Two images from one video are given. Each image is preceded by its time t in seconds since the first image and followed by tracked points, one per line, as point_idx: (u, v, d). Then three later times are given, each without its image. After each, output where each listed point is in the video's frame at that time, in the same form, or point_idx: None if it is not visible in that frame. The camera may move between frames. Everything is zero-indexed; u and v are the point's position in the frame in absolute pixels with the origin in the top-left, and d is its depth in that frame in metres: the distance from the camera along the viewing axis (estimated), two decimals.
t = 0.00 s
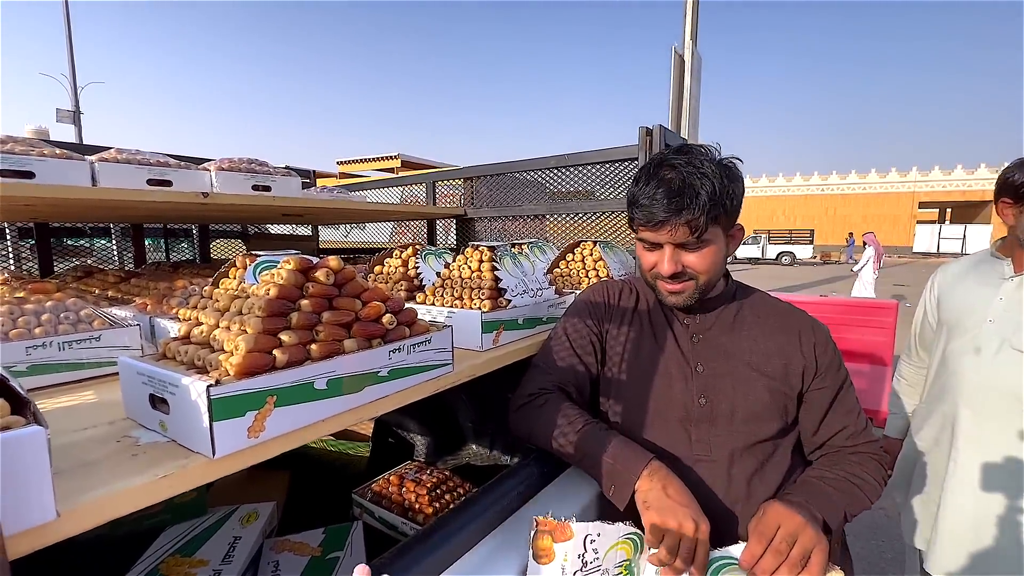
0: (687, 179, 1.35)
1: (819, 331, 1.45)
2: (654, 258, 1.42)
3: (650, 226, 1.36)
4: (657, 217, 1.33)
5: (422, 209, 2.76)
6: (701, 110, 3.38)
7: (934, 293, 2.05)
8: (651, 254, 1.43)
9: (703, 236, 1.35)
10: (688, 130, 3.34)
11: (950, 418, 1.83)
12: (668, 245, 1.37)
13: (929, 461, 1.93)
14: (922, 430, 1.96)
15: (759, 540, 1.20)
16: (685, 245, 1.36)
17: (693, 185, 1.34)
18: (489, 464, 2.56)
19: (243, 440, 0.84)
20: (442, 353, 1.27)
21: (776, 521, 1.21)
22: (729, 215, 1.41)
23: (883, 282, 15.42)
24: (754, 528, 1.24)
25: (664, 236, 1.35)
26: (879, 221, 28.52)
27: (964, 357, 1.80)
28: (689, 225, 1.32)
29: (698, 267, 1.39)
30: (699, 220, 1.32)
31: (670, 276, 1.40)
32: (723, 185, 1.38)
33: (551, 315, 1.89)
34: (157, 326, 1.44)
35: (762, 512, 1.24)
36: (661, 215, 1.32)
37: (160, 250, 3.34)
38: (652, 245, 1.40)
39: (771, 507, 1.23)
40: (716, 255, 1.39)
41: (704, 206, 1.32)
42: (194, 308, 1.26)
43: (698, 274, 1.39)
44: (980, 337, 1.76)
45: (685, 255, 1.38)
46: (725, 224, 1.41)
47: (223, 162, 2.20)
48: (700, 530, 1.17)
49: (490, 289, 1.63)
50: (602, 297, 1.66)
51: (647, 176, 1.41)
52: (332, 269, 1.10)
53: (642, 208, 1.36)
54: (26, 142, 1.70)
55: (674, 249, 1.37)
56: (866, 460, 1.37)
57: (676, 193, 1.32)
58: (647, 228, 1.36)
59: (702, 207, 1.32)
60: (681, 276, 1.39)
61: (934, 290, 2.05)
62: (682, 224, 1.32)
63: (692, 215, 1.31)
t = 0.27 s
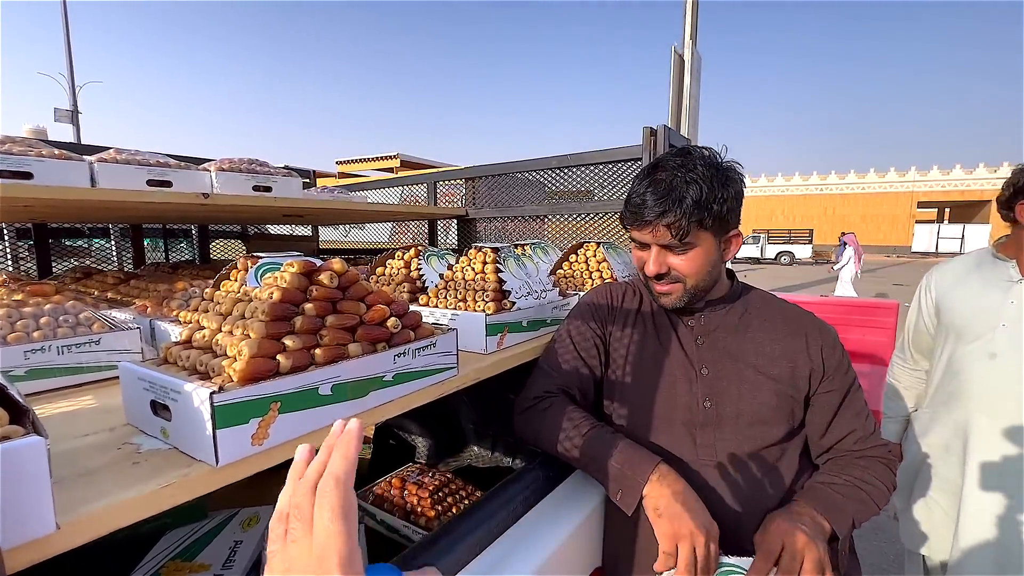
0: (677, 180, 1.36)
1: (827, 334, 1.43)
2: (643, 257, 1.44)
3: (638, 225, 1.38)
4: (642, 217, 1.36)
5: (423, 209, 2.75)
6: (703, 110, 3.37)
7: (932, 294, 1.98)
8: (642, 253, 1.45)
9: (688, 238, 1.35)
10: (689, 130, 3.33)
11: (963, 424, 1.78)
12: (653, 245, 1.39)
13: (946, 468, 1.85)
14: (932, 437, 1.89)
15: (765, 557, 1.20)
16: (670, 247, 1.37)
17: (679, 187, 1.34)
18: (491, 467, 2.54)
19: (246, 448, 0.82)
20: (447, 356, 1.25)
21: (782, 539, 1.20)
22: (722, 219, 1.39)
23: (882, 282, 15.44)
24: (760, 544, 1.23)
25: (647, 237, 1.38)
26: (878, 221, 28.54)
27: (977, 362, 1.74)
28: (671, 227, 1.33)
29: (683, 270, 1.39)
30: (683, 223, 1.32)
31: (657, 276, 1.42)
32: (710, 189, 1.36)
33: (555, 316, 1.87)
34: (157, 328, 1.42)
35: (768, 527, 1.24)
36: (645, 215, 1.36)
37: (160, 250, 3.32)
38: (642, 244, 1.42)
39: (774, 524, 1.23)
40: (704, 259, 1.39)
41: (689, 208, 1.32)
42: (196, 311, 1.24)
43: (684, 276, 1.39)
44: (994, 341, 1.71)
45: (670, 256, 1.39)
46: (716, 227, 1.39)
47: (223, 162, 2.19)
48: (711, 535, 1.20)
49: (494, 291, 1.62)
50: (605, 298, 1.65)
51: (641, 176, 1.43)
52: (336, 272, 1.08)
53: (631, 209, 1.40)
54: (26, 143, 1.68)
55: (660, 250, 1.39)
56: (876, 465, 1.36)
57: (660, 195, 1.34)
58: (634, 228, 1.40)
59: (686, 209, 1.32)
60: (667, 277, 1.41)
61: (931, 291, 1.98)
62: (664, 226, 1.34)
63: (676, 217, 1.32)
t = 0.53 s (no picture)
0: (676, 174, 1.32)
1: (836, 332, 1.40)
2: (641, 252, 1.41)
3: (636, 219, 1.35)
4: (641, 212, 1.32)
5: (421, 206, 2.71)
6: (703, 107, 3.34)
7: (931, 295, 1.92)
8: (640, 249, 1.41)
9: (687, 234, 1.31)
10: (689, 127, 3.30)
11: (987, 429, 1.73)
12: (652, 241, 1.35)
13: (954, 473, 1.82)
14: (943, 443, 1.84)
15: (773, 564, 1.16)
16: (669, 242, 1.33)
17: (678, 181, 1.30)
18: (489, 467, 2.51)
19: (235, 450, 0.78)
20: (447, 354, 1.21)
21: (789, 546, 1.16)
22: (723, 214, 1.35)
23: (881, 281, 15.44)
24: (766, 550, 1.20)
25: (645, 231, 1.34)
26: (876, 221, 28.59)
27: (998, 365, 1.70)
28: (669, 222, 1.28)
29: (682, 267, 1.34)
30: (682, 217, 1.28)
31: (655, 272, 1.38)
32: (711, 183, 1.31)
33: (556, 314, 1.83)
34: (146, 325, 1.37)
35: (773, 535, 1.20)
36: (643, 209, 1.32)
37: (154, 247, 3.27)
38: (641, 239, 1.38)
39: (781, 530, 1.20)
40: (704, 256, 1.34)
41: (688, 202, 1.28)
42: (185, 308, 1.20)
43: (683, 272, 1.35)
44: (1012, 342, 1.68)
45: (669, 252, 1.35)
46: (718, 222, 1.34)
47: (217, 156, 2.14)
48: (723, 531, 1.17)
49: (494, 288, 1.58)
50: (607, 296, 1.61)
51: (642, 170, 1.39)
52: (331, 266, 1.04)
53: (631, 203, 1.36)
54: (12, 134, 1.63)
55: (658, 245, 1.35)
56: (886, 467, 1.32)
57: (659, 189, 1.30)
58: (633, 222, 1.36)
59: (685, 203, 1.27)
60: (665, 273, 1.37)
61: (929, 292, 1.93)
62: (662, 220, 1.30)
63: (674, 211, 1.28)
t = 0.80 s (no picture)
0: (683, 162, 1.28)
1: (846, 328, 1.36)
2: (643, 242, 1.37)
3: (640, 207, 1.31)
4: (645, 200, 1.29)
5: (418, 201, 2.66)
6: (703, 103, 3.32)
7: (935, 295, 1.88)
8: (643, 239, 1.37)
9: (691, 224, 1.27)
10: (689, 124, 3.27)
11: (999, 429, 1.72)
12: (655, 230, 1.31)
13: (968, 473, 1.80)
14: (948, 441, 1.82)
15: (767, 563, 1.11)
16: (672, 232, 1.29)
17: (685, 169, 1.26)
18: (487, 466, 2.47)
19: (222, 448, 0.73)
20: (446, 349, 1.17)
21: (787, 546, 1.13)
22: (730, 206, 1.31)
23: (877, 282, 15.49)
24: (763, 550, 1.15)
25: (648, 220, 1.30)
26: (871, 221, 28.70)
27: (1011, 367, 1.68)
28: (673, 210, 1.25)
29: (685, 258, 1.30)
30: (686, 206, 1.24)
31: (656, 263, 1.34)
32: (719, 173, 1.28)
33: (557, 310, 1.79)
34: (133, 318, 1.32)
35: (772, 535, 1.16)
36: (647, 197, 1.28)
37: (146, 242, 3.21)
38: (644, 229, 1.34)
39: (780, 530, 1.16)
40: (708, 248, 1.30)
41: (693, 191, 1.24)
42: (173, 300, 1.15)
43: (685, 265, 1.31)
44: None
45: (671, 242, 1.31)
46: (724, 214, 1.30)
47: (210, 148, 2.09)
48: (732, 527, 1.14)
49: (494, 282, 1.54)
50: (609, 290, 1.57)
51: (649, 158, 1.36)
52: (326, 256, 0.99)
53: (636, 191, 1.32)
54: None
55: (661, 235, 1.31)
56: (897, 467, 1.29)
57: (664, 176, 1.26)
58: (637, 211, 1.33)
59: (690, 192, 1.24)
60: (667, 264, 1.33)
61: (932, 292, 1.88)
62: (666, 209, 1.26)
63: (678, 200, 1.24)
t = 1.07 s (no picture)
0: (692, 157, 1.27)
1: (852, 327, 1.36)
2: (649, 238, 1.36)
3: (647, 202, 1.30)
4: (653, 195, 1.28)
5: (418, 198, 2.64)
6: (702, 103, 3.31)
7: (936, 295, 1.87)
8: (648, 235, 1.36)
9: (699, 220, 1.26)
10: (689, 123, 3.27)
11: (1002, 430, 1.72)
12: (661, 226, 1.30)
13: (971, 472, 1.80)
14: (951, 441, 1.82)
15: (773, 565, 1.10)
16: (679, 229, 1.28)
17: (694, 165, 1.25)
18: (487, 465, 2.45)
19: (227, 446, 0.71)
20: (452, 346, 1.16)
21: (793, 547, 1.12)
22: (737, 203, 1.30)
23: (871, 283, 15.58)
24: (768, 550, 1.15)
25: (655, 216, 1.29)
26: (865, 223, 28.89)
27: (1014, 368, 1.68)
28: (681, 206, 1.23)
29: (692, 255, 1.29)
30: (694, 202, 1.23)
31: (662, 260, 1.33)
32: (728, 170, 1.27)
33: (560, 308, 1.78)
34: (131, 314, 1.30)
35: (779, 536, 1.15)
36: (655, 192, 1.27)
37: (141, 239, 3.17)
38: (651, 225, 1.33)
39: (786, 532, 1.15)
40: (715, 245, 1.29)
41: (701, 187, 1.23)
42: (173, 296, 1.12)
43: (691, 261, 1.29)
44: None
45: (678, 239, 1.29)
46: (732, 211, 1.29)
47: (208, 142, 2.06)
48: (739, 527, 1.14)
49: (498, 279, 1.52)
50: (613, 288, 1.56)
51: (656, 154, 1.35)
52: (331, 250, 0.97)
53: (643, 187, 1.31)
54: None
55: (668, 232, 1.30)
56: (903, 467, 1.29)
57: (673, 172, 1.25)
58: (644, 206, 1.31)
59: (698, 188, 1.23)
60: (672, 261, 1.32)
61: (934, 292, 1.88)
62: (673, 204, 1.25)
63: (686, 195, 1.23)
